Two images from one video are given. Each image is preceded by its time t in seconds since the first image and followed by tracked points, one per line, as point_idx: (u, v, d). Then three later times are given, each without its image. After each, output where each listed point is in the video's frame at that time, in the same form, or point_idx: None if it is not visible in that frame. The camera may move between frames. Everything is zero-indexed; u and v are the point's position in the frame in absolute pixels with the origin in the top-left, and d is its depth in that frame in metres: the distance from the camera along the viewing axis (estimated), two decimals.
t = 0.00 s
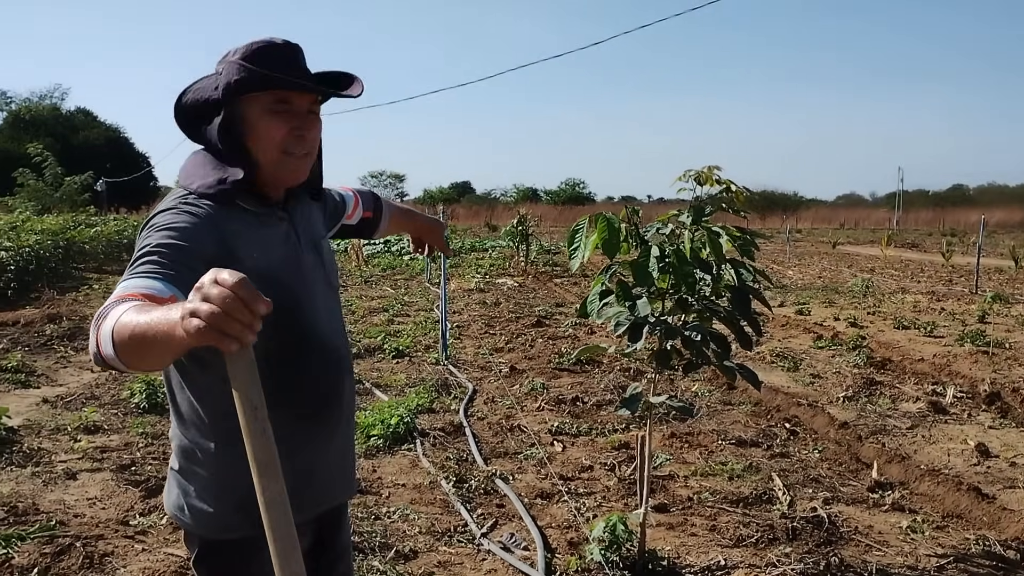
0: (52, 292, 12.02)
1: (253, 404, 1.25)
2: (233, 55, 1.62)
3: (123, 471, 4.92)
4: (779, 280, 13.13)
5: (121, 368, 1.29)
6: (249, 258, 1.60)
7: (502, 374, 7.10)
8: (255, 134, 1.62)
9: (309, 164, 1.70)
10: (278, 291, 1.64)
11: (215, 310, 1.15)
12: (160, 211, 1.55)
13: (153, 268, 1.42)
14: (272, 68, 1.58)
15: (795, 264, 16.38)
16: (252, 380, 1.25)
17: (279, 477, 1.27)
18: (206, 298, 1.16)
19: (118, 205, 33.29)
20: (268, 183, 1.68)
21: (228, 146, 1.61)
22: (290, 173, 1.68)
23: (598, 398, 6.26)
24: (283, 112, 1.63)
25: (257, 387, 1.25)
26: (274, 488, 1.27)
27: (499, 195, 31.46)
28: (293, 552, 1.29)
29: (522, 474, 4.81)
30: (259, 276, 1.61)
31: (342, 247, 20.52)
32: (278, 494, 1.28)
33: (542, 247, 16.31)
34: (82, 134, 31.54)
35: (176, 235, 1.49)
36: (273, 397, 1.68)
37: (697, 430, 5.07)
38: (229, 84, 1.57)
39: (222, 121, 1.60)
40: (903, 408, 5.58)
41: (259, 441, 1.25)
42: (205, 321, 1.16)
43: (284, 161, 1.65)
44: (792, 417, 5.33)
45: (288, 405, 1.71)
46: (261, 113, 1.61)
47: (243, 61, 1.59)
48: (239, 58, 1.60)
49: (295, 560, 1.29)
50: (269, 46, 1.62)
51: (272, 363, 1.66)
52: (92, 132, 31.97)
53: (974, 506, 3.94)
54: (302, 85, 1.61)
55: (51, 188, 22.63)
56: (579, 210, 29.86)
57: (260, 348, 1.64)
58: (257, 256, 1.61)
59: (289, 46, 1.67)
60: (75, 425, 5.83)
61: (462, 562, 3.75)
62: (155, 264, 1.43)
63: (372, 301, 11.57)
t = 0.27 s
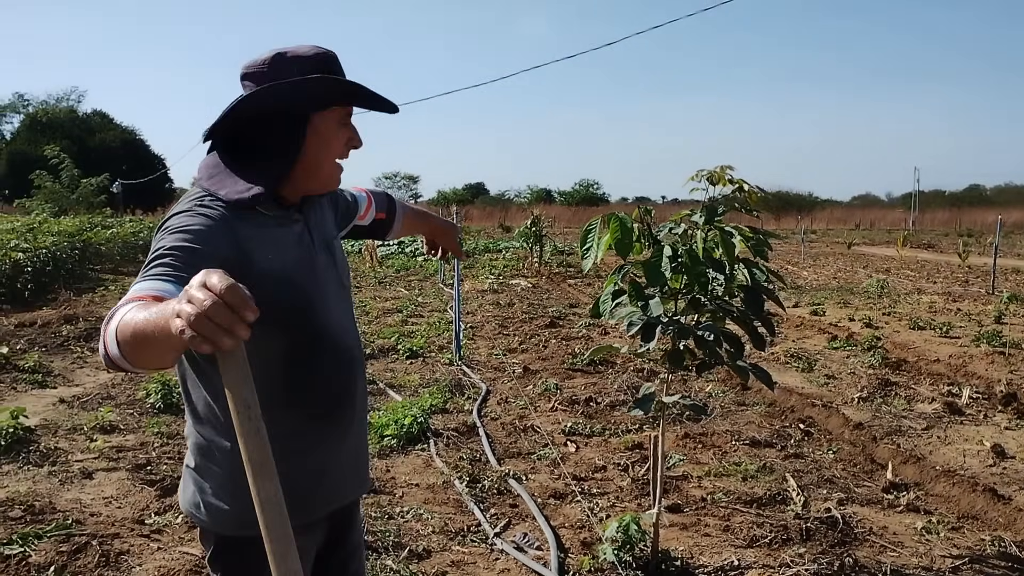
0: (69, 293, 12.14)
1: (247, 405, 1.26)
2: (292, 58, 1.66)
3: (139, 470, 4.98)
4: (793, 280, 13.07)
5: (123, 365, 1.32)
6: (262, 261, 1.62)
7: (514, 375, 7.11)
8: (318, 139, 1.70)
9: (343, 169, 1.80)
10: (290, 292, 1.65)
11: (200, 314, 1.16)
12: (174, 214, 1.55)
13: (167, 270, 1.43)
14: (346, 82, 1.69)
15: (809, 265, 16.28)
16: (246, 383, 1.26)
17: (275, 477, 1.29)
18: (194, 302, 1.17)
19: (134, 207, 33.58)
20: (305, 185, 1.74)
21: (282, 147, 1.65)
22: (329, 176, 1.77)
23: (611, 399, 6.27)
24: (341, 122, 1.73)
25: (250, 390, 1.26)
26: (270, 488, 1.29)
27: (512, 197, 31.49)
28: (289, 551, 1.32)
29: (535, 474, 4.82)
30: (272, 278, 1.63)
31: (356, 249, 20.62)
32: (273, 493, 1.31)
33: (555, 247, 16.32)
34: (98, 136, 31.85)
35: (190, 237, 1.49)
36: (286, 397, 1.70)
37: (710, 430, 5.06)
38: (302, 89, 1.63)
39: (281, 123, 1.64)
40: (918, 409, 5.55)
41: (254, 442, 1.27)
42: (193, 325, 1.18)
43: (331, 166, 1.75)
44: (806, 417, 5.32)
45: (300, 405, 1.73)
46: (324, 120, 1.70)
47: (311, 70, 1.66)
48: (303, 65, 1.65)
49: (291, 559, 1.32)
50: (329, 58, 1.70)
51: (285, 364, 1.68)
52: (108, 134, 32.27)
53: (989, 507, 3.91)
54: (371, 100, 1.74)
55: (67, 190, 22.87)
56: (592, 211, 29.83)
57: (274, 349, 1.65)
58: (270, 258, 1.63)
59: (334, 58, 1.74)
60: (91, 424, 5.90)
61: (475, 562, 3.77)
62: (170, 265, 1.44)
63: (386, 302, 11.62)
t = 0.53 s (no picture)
0: (81, 293, 12.24)
1: (255, 401, 1.27)
2: (307, 57, 1.68)
3: (150, 469, 5.02)
4: (805, 280, 13.01)
5: (136, 361, 1.34)
6: (274, 259, 1.63)
7: (524, 374, 7.12)
8: (333, 137, 1.71)
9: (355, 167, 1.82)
10: (300, 291, 1.67)
11: (205, 314, 1.17)
12: (188, 211, 1.57)
13: (181, 267, 1.44)
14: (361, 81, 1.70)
15: (821, 265, 16.21)
16: (255, 380, 1.27)
17: (284, 474, 1.30)
18: (200, 301, 1.18)
19: (147, 207, 33.80)
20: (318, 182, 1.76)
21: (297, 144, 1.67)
22: (342, 174, 1.79)
23: (621, 398, 6.26)
24: (355, 120, 1.75)
25: (258, 385, 1.27)
26: (278, 484, 1.29)
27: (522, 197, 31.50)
28: (298, 547, 1.32)
29: (544, 473, 4.83)
30: (283, 276, 1.64)
31: (366, 249, 20.67)
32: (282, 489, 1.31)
33: (565, 247, 16.33)
34: (110, 137, 32.07)
35: (204, 235, 1.51)
36: (296, 394, 1.72)
37: (720, 430, 5.05)
38: (319, 88, 1.64)
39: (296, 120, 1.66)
40: (930, 409, 5.52)
41: (263, 437, 1.28)
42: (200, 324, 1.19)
43: (344, 164, 1.77)
44: (817, 417, 5.30)
45: (310, 402, 1.74)
46: (339, 118, 1.71)
47: (326, 68, 1.68)
48: (318, 64, 1.67)
49: (300, 555, 1.32)
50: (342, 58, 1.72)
51: (295, 361, 1.69)
52: (120, 135, 32.50)
53: (1001, 507, 3.89)
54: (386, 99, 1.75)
55: (80, 190, 23.05)
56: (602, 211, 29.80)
57: (284, 347, 1.67)
58: (282, 256, 1.64)
59: (346, 57, 1.75)
60: (103, 423, 5.95)
61: (485, 561, 3.78)
62: (184, 263, 1.45)
63: (396, 302, 11.66)
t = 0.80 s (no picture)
0: (88, 292, 12.30)
1: (254, 397, 1.27)
2: (307, 56, 1.69)
3: (156, 467, 5.04)
4: (811, 281, 12.99)
5: (138, 357, 1.35)
6: (275, 258, 1.64)
7: (529, 374, 7.12)
8: (334, 135, 1.72)
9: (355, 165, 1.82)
10: (301, 289, 1.67)
11: (204, 311, 1.18)
12: (189, 209, 1.57)
13: (182, 265, 1.45)
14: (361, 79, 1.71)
15: (828, 265, 16.16)
16: (254, 377, 1.27)
17: (283, 470, 1.30)
18: (198, 298, 1.19)
19: (154, 207, 33.92)
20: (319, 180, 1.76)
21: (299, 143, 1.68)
22: (342, 172, 1.79)
23: (627, 398, 6.26)
24: (355, 118, 1.76)
25: (258, 383, 1.28)
26: (277, 480, 1.30)
27: (528, 197, 31.51)
28: (297, 543, 1.32)
29: (549, 473, 4.83)
30: (284, 275, 1.65)
31: (372, 248, 20.71)
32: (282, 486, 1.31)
33: (572, 247, 16.33)
34: (118, 136, 32.20)
35: (205, 233, 1.51)
36: (297, 393, 1.72)
37: (725, 430, 5.04)
38: (319, 85, 1.65)
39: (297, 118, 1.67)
40: (937, 410, 5.50)
41: (261, 434, 1.28)
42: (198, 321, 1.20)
43: (345, 162, 1.77)
44: (823, 418, 5.29)
45: (311, 399, 1.75)
46: (339, 117, 1.72)
47: (327, 67, 1.70)
48: (318, 63, 1.68)
49: (300, 552, 1.32)
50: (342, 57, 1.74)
51: (295, 359, 1.69)
52: (128, 134, 32.63)
53: (1008, 508, 3.87)
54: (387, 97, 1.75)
55: (88, 189, 23.17)
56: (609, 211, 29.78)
57: (285, 346, 1.67)
58: (283, 255, 1.65)
59: (347, 57, 1.77)
60: (109, 421, 5.98)
61: (489, 560, 3.79)
62: (184, 260, 1.46)
63: (402, 301, 11.68)
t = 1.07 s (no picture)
0: (92, 291, 12.34)
1: (251, 397, 1.27)
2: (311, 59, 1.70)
3: (159, 465, 5.06)
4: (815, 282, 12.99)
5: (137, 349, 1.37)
6: (276, 257, 1.64)
7: (532, 374, 7.13)
8: (334, 136, 1.73)
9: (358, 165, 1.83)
10: (301, 289, 1.68)
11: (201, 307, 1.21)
12: (190, 207, 1.58)
13: (182, 261, 1.45)
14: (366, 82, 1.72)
15: (831, 266, 16.14)
16: (251, 374, 1.28)
17: (280, 470, 1.31)
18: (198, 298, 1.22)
19: (158, 206, 33.99)
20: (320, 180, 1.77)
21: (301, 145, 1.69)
22: (343, 173, 1.80)
23: (629, 398, 6.27)
24: (357, 119, 1.76)
25: (255, 382, 1.29)
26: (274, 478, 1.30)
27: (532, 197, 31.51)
28: (294, 541, 1.32)
29: (552, 473, 4.84)
30: (283, 274, 1.65)
31: (376, 248, 20.73)
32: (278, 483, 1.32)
33: (575, 248, 16.33)
34: (122, 135, 32.28)
35: (206, 231, 1.52)
36: (296, 392, 1.73)
37: (728, 431, 5.04)
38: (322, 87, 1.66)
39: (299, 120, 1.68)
40: (940, 411, 5.50)
41: (259, 433, 1.28)
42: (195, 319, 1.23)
43: (346, 163, 1.78)
44: (826, 419, 5.28)
45: (311, 399, 1.75)
46: (342, 118, 1.73)
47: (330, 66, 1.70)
48: (321, 64, 1.69)
49: (297, 550, 1.32)
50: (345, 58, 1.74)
51: (296, 359, 1.70)
52: (132, 133, 32.70)
53: (1010, 510, 3.87)
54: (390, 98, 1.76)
55: (92, 188, 23.23)
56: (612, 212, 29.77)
57: (285, 346, 1.68)
58: (284, 254, 1.65)
59: (351, 58, 1.78)
60: (112, 420, 5.99)
61: (492, 559, 3.79)
62: (184, 257, 1.46)
63: (406, 301, 11.70)
